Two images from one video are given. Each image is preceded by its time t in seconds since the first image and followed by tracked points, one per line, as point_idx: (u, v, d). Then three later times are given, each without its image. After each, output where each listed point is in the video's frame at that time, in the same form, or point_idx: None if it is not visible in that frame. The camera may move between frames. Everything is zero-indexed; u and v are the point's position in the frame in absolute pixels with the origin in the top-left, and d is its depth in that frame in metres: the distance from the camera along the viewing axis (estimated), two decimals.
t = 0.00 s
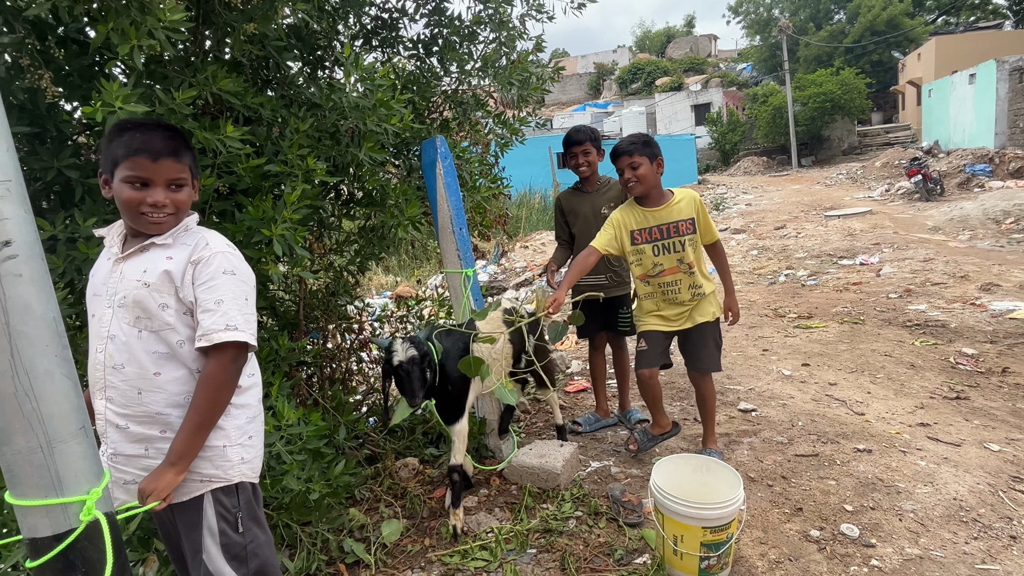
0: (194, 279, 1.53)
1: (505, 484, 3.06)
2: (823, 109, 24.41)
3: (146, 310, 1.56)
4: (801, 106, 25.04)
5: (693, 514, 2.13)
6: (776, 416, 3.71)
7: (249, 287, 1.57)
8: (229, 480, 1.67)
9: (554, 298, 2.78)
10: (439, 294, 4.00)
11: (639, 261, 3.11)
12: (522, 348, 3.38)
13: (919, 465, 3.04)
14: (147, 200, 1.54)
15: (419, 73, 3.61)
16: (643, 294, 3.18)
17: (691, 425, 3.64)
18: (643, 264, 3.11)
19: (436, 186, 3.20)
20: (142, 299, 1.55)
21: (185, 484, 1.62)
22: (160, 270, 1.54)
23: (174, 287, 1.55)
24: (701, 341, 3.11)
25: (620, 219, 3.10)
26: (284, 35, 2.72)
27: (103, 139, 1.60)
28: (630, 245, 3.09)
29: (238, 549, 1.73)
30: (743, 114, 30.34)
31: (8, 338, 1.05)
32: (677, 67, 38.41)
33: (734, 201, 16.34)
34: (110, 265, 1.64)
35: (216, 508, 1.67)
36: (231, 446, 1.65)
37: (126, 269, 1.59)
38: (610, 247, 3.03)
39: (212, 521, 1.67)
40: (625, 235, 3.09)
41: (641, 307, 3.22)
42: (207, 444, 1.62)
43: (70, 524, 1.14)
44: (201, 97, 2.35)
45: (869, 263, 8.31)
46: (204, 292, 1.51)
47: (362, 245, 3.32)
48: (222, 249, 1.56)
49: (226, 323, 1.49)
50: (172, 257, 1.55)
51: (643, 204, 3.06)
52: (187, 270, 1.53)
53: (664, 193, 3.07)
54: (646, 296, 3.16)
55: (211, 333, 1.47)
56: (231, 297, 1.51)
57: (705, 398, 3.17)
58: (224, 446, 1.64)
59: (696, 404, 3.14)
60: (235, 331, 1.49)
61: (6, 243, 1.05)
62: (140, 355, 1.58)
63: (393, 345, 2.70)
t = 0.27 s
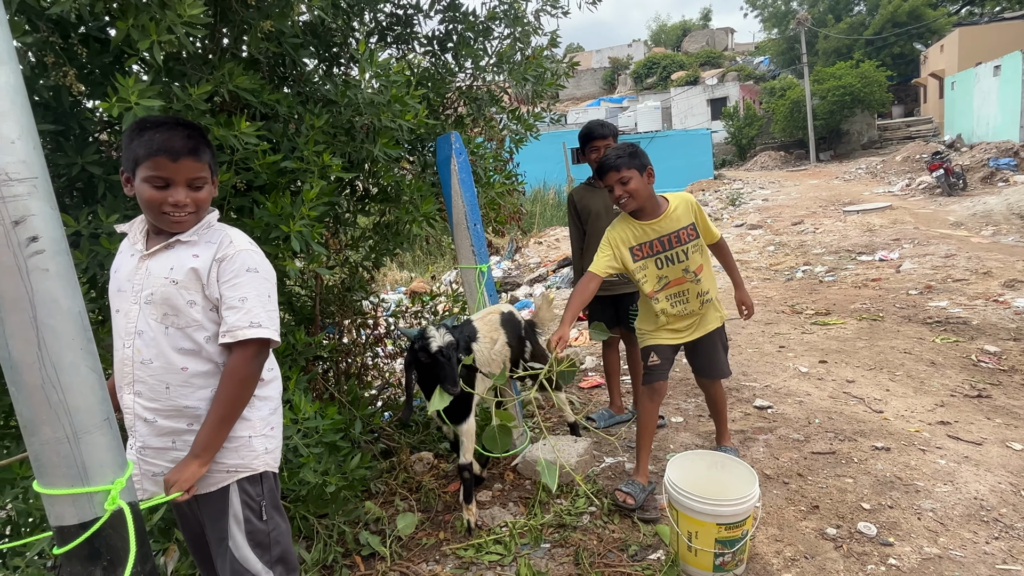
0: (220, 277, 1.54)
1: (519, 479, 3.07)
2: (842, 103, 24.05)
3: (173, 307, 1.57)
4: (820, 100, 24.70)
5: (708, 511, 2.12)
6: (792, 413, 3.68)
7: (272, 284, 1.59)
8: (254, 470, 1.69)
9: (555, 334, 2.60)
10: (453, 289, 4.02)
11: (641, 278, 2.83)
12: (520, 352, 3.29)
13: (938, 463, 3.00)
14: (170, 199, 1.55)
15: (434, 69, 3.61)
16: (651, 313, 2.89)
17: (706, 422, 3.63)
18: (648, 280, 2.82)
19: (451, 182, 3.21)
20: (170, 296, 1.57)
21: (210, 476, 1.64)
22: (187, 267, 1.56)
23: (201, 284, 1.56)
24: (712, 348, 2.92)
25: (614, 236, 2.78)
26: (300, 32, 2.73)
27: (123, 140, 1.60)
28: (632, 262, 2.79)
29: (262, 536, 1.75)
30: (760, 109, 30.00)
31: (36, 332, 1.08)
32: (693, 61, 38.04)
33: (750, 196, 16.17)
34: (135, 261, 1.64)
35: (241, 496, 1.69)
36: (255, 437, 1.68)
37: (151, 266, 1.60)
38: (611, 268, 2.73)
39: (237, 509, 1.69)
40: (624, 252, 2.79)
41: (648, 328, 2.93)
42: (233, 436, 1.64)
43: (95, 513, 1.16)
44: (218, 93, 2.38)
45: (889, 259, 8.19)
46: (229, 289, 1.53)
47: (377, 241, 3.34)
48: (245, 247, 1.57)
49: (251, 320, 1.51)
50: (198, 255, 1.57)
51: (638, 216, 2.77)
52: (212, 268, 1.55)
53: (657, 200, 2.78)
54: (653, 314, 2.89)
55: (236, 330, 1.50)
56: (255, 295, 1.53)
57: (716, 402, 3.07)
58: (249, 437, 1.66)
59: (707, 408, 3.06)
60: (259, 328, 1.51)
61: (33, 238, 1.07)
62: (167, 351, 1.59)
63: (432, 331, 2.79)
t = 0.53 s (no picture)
0: (249, 278, 1.57)
1: (537, 474, 3.08)
2: (862, 94, 23.66)
3: (207, 308, 1.58)
4: (839, 91, 24.31)
5: (727, 509, 2.12)
6: (812, 409, 3.65)
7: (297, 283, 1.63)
8: (284, 459, 1.72)
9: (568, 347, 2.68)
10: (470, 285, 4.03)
11: (636, 275, 2.72)
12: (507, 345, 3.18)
13: (962, 462, 2.96)
14: (223, 213, 1.54)
15: (450, 65, 3.61)
16: (648, 312, 2.78)
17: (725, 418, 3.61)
18: (642, 278, 2.71)
19: (469, 179, 3.22)
20: (204, 297, 1.57)
21: (241, 467, 1.66)
22: (221, 269, 1.56)
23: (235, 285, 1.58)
24: (712, 343, 2.82)
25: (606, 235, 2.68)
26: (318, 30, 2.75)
27: (164, 144, 1.57)
28: (624, 259, 2.69)
29: (293, 522, 1.77)
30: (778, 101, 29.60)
31: (70, 332, 1.10)
32: (710, 53, 37.61)
33: (768, 189, 15.99)
34: (160, 259, 1.62)
35: (271, 484, 1.71)
36: (284, 427, 1.71)
37: (183, 267, 1.59)
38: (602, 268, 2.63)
39: (268, 497, 1.71)
40: (616, 250, 2.68)
41: (647, 326, 2.83)
42: (264, 427, 1.67)
43: (127, 507, 1.19)
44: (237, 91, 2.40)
45: (910, 254, 8.06)
46: (256, 290, 1.56)
47: (394, 237, 3.36)
48: (272, 248, 1.61)
49: (277, 321, 1.55)
50: (232, 257, 1.58)
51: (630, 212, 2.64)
52: (243, 269, 1.57)
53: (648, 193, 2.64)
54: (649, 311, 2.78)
55: (263, 330, 1.54)
56: (281, 296, 1.57)
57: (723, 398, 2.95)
58: (278, 427, 1.70)
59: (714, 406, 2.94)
60: (286, 328, 1.55)
61: (66, 239, 1.10)
62: (200, 351, 1.61)
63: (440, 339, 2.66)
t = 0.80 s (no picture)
0: (286, 274, 1.64)
1: (553, 463, 3.10)
2: (879, 82, 23.31)
3: (249, 303, 1.62)
4: (855, 80, 23.96)
5: (745, 496, 2.12)
6: (828, 399, 3.63)
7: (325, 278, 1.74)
8: (308, 439, 1.78)
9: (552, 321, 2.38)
10: (484, 276, 4.04)
11: (642, 265, 2.69)
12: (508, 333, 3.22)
13: (982, 452, 2.93)
14: (263, 221, 1.57)
15: (463, 57, 3.61)
16: (649, 303, 2.75)
17: (740, 408, 3.60)
18: (648, 269, 2.69)
19: (483, 170, 3.23)
20: (246, 292, 1.61)
21: (271, 448, 1.69)
22: (262, 267, 1.61)
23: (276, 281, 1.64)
24: (718, 334, 2.75)
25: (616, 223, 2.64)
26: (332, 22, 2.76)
27: (206, 150, 1.60)
28: (633, 250, 2.66)
29: (310, 501, 1.82)
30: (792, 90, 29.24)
31: (101, 319, 1.13)
32: (723, 42, 37.19)
33: (782, 180, 15.83)
34: (194, 254, 1.62)
35: (295, 463, 1.75)
36: (308, 410, 1.79)
37: (221, 263, 1.61)
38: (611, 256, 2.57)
39: (291, 475, 1.74)
40: (625, 239, 2.64)
41: (648, 318, 2.79)
42: (292, 412, 1.74)
43: (159, 490, 1.22)
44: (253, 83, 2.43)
45: (928, 243, 7.96)
46: (292, 284, 1.64)
47: (409, 228, 3.38)
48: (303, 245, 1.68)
49: (313, 315, 1.65)
50: (271, 254, 1.62)
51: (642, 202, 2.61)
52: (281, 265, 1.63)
53: (663, 185, 2.61)
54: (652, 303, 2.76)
55: (302, 323, 1.64)
56: (315, 291, 1.67)
57: (725, 392, 2.87)
58: (303, 410, 1.78)
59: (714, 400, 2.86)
60: (321, 322, 1.66)
61: (97, 228, 1.12)
62: (237, 344, 1.65)
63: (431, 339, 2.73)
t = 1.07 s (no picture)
0: (286, 270, 1.69)
1: (558, 454, 3.11)
2: (887, 70, 23.08)
3: (246, 299, 1.66)
4: (863, 68, 23.74)
5: (751, 486, 2.13)
6: (834, 389, 3.63)
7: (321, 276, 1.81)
8: (291, 442, 1.81)
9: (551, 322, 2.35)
10: (489, 268, 4.05)
11: (641, 259, 2.65)
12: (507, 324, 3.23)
13: (989, 441, 2.93)
14: (239, 217, 1.56)
15: (466, 48, 3.60)
16: (649, 297, 2.73)
17: (746, 399, 3.60)
18: (648, 263, 2.65)
19: (486, 161, 3.23)
20: (243, 287, 1.64)
21: (259, 448, 1.72)
22: (260, 263, 1.65)
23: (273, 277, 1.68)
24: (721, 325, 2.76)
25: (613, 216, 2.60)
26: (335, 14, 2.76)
27: (193, 141, 1.59)
28: (632, 243, 2.61)
29: (280, 509, 1.81)
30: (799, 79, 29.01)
31: (109, 312, 1.14)
32: (728, 32, 36.89)
33: (789, 170, 15.74)
34: (189, 249, 1.63)
35: (269, 469, 1.77)
36: (296, 410, 1.83)
37: (216, 258, 1.63)
38: (609, 251, 2.53)
39: (263, 480, 1.76)
40: (622, 233, 2.60)
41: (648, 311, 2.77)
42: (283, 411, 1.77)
43: (168, 480, 1.23)
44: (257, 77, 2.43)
45: (936, 233, 7.91)
46: (294, 280, 1.70)
47: (414, 220, 3.38)
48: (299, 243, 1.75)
49: (315, 310, 1.72)
50: (267, 250, 1.67)
51: (638, 194, 2.59)
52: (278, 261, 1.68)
53: (659, 177, 2.58)
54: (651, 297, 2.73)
55: (305, 317, 1.70)
56: (315, 286, 1.74)
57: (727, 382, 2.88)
58: (292, 410, 1.82)
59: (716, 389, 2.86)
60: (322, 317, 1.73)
61: (104, 221, 1.13)
62: (234, 339, 1.67)
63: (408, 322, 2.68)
